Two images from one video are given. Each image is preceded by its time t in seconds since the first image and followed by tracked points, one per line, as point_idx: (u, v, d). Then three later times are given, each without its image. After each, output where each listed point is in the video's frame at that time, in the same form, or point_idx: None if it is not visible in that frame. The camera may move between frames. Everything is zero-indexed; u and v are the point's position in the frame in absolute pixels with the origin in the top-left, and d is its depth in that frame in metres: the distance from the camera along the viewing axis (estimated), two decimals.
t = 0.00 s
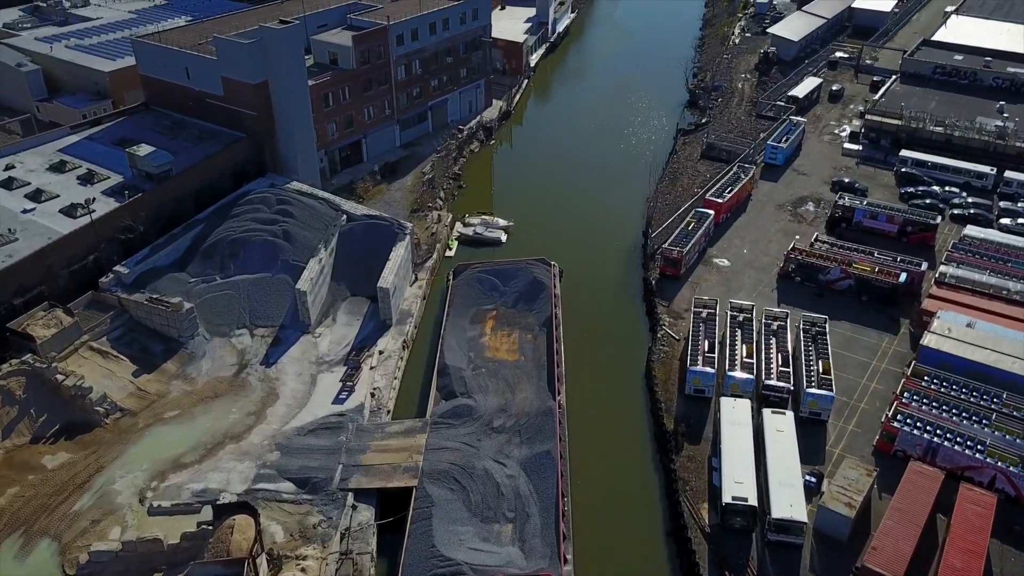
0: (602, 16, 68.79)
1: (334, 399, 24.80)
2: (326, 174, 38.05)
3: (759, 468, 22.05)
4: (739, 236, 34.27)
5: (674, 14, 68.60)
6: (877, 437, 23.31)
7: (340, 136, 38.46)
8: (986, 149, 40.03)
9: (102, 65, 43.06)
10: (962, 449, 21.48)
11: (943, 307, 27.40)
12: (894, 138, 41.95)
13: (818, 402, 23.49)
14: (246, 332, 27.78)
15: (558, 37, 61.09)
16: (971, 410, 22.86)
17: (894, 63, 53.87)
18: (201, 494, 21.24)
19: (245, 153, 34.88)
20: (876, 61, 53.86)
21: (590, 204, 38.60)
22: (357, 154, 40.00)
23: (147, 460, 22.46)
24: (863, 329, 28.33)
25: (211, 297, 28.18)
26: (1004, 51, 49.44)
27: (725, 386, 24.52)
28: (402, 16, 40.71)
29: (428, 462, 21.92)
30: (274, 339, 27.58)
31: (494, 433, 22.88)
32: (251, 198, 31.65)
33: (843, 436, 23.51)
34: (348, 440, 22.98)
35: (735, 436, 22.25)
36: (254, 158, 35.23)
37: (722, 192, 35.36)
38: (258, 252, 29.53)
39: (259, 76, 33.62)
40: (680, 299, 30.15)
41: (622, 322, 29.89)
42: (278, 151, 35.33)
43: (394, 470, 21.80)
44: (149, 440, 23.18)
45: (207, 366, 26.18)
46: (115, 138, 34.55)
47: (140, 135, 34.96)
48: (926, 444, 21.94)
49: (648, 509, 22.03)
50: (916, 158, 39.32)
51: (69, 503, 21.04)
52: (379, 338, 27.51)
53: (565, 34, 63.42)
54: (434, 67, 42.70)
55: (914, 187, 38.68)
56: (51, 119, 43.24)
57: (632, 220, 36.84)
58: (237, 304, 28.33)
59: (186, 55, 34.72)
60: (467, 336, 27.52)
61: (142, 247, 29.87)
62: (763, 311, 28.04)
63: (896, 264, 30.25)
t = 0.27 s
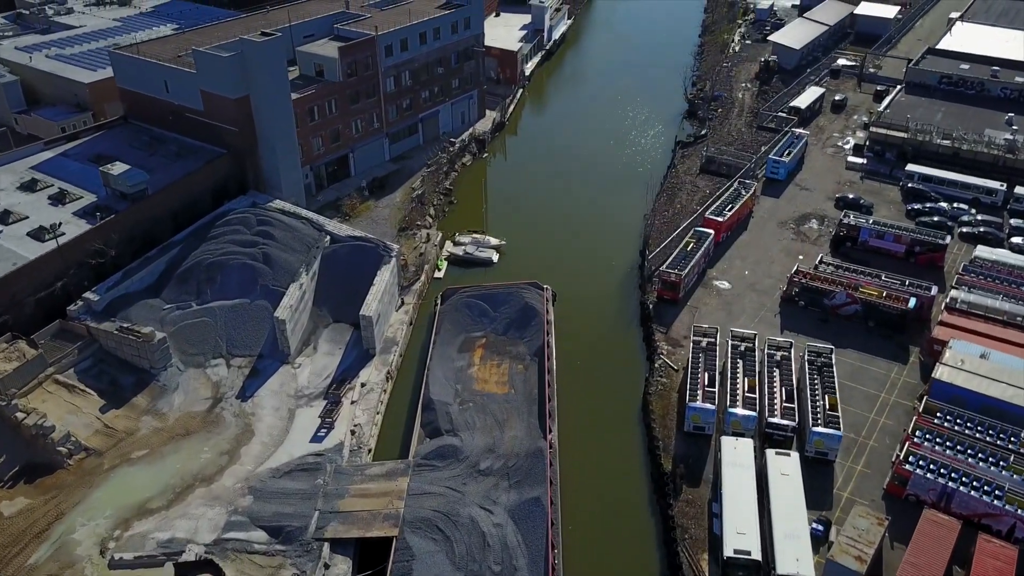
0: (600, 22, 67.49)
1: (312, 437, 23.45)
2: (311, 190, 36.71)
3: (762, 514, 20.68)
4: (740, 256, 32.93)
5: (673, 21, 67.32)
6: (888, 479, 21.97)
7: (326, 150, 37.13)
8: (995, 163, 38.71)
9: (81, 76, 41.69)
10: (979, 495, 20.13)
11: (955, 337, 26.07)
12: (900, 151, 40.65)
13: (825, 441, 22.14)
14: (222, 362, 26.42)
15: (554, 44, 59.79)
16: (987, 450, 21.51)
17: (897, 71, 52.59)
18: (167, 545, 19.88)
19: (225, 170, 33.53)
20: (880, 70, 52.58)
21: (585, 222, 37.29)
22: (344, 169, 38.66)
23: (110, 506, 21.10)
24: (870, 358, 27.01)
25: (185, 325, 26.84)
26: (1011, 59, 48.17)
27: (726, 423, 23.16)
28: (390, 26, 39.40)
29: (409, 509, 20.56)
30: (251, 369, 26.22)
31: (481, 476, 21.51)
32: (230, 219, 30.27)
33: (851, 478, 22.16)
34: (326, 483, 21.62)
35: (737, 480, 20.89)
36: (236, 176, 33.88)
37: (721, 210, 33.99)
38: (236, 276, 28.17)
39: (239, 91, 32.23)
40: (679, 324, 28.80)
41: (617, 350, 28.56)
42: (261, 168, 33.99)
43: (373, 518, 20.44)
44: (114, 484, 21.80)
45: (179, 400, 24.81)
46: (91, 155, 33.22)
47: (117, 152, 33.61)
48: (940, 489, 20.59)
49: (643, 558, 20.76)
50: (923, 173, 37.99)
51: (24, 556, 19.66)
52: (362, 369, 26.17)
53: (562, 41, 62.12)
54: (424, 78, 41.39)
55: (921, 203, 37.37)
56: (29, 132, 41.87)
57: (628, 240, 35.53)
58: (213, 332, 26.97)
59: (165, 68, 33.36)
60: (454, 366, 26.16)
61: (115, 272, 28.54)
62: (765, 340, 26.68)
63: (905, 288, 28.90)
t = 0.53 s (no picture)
0: (597, 29, 66.14)
1: (287, 480, 22.10)
2: (295, 207, 35.32)
3: (766, 567, 19.30)
4: (741, 278, 31.57)
5: (671, 28, 65.97)
6: (901, 527, 20.62)
7: (311, 165, 35.76)
8: (1005, 178, 37.37)
9: (59, 87, 40.30)
10: (998, 548, 18.78)
11: (968, 369, 24.72)
12: (906, 165, 39.31)
13: (832, 486, 20.78)
14: (195, 395, 25.04)
15: (549, 51, 58.46)
16: (1006, 497, 20.15)
17: (902, 80, 51.25)
18: None
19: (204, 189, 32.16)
20: (884, 78, 51.21)
21: (580, 240, 35.89)
22: (331, 185, 37.26)
23: (68, 558, 19.72)
24: (878, 390, 25.65)
25: (156, 356, 25.47)
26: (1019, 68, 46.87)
27: (726, 465, 21.78)
28: (378, 36, 38.04)
29: (388, 563, 19.20)
30: (226, 403, 24.83)
31: (465, 525, 20.13)
32: (206, 241, 28.84)
33: (860, 526, 20.81)
34: (299, 532, 20.25)
35: (738, 530, 19.50)
36: (215, 194, 32.49)
37: (722, 229, 32.60)
38: (211, 303, 26.79)
39: (216, 106, 30.82)
40: (677, 352, 27.42)
41: (612, 379, 27.19)
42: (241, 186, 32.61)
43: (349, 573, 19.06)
44: (73, 533, 20.42)
45: (147, 438, 23.43)
46: (63, 172, 31.85)
47: (91, 169, 32.24)
48: (957, 540, 19.23)
49: None
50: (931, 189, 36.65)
51: None
52: (342, 403, 24.81)
53: (558, 49, 60.78)
54: (414, 89, 40.03)
55: (929, 219, 36.00)
56: (6, 145, 40.48)
57: (625, 260, 34.13)
58: (186, 363, 25.60)
59: (141, 82, 31.98)
60: (440, 400, 24.76)
61: (84, 299, 27.21)
62: (768, 371, 25.30)
63: (914, 314, 27.54)
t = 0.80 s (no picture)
0: (593, 35, 64.81)
1: (258, 528, 20.71)
2: (277, 226, 33.93)
3: None
4: (741, 302, 30.19)
5: (670, 34, 64.66)
6: None
7: (294, 182, 34.37)
8: (1016, 195, 36.02)
9: (35, 99, 38.88)
10: None
11: (983, 405, 23.35)
12: (912, 180, 37.96)
13: (840, 537, 19.40)
14: (164, 433, 23.63)
15: (545, 59, 57.11)
16: None
17: (906, 90, 49.93)
18: None
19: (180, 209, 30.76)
20: (887, 87, 49.89)
21: (575, 259, 34.56)
22: (315, 201, 35.89)
23: None
24: (886, 427, 24.29)
25: (124, 391, 24.08)
26: None
27: (727, 513, 20.39)
28: (365, 47, 36.65)
29: None
30: (197, 442, 23.43)
31: None
32: (180, 265, 27.43)
33: None
34: None
35: None
36: (192, 213, 31.09)
37: (721, 250, 31.22)
38: (184, 333, 25.36)
39: (194, 122, 29.30)
40: (674, 384, 26.03)
41: (607, 413, 25.82)
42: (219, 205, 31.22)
43: None
44: None
45: (111, 481, 22.02)
46: (33, 191, 30.44)
47: (62, 187, 30.82)
48: None
49: None
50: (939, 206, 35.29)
51: None
52: (320, 443, 23.44)
53: (553, 55, 59.42)
54: (403, 101, 38.65)
55: (937, 237, 34.65)
56: None
57: (622, 280, 32.78)
58: (155, 398, 24.20)
59: (115, 96, 30.57)
60: (423, 438, 23.38)
61: (49, 329, 25.88)
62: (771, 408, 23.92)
63: (924, 343, 26.16)
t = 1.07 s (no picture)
0: (590, 43, 63.44)
1: None
2: (258, 246, 32.49)
3: None
4: (743, 330, 28.75)
5: (668, 41, 63.33)
6: None
7: (276, 201, 32.93)
8: None
9: (9, 112, 37.42)
10: None
11: (1001, 447, 21.93)
12: (919, 197, 36.58)
13: None
14: (129, 476, 22.14)
15: (540, 68, 55.71)
16: None
17: (911, 100, 48.54)
18: None
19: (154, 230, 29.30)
20: (892, 98, 48.52)
21: (570, 280, 33.14)
22: (299, 220, 34.45)
23: None
24: (897, 469, 22.88)
25: (86, 430, 22.59)
26: None
27: (728, 570, 18.96)
28: (351, 58, 35.21)
29: None
30: (163, 487, 21.98)
31: None
32: (150, 292, 25.94)
33: None
34: None
35: None
36: (167, 235, 29.64)
37: (722, 274, 29.77)
38: (152, 366, 23.85)
39: (167, 141, 27.85)
40: (672, 421, 24.58)
41: (600, 451, 24.42)
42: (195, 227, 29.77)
43: None
44: None
45: (69, 531, 20.57)
46: None
47: (30, 207, 29.35)
48: None
49: None
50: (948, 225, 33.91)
51: None
52: (294, 488, 22.03)
53: (549, 63, 58.02)
54: (391, 115, 37.21)
55: (947, 258, 33.22)
56: None
57: (619, 303, 31.38)
58: (120, 438, 22.71)
59: (85, 112, 29.07)
60: (404, 482, 21.94)
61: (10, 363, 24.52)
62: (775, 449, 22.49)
63: (936, 377, 24.74)
